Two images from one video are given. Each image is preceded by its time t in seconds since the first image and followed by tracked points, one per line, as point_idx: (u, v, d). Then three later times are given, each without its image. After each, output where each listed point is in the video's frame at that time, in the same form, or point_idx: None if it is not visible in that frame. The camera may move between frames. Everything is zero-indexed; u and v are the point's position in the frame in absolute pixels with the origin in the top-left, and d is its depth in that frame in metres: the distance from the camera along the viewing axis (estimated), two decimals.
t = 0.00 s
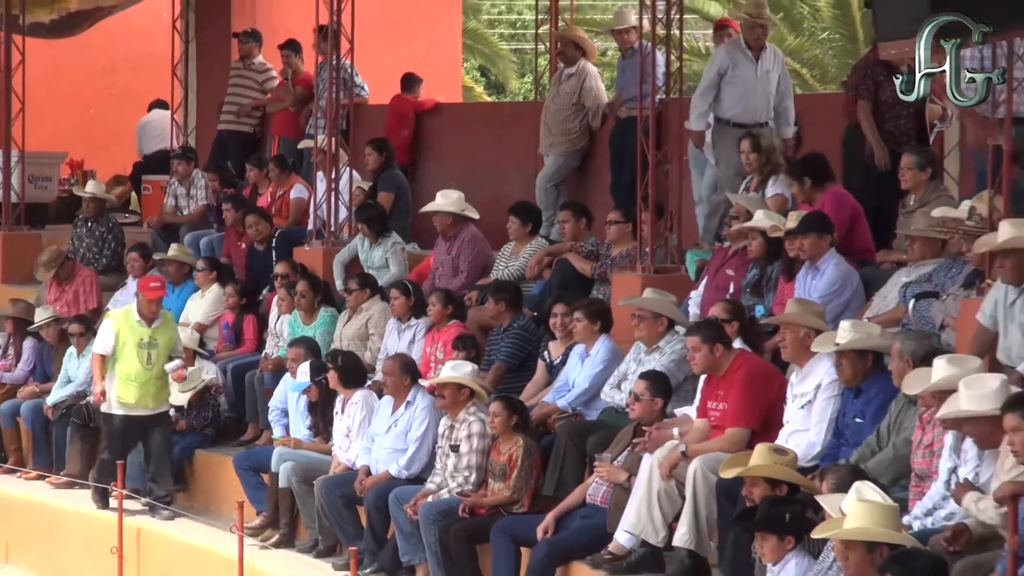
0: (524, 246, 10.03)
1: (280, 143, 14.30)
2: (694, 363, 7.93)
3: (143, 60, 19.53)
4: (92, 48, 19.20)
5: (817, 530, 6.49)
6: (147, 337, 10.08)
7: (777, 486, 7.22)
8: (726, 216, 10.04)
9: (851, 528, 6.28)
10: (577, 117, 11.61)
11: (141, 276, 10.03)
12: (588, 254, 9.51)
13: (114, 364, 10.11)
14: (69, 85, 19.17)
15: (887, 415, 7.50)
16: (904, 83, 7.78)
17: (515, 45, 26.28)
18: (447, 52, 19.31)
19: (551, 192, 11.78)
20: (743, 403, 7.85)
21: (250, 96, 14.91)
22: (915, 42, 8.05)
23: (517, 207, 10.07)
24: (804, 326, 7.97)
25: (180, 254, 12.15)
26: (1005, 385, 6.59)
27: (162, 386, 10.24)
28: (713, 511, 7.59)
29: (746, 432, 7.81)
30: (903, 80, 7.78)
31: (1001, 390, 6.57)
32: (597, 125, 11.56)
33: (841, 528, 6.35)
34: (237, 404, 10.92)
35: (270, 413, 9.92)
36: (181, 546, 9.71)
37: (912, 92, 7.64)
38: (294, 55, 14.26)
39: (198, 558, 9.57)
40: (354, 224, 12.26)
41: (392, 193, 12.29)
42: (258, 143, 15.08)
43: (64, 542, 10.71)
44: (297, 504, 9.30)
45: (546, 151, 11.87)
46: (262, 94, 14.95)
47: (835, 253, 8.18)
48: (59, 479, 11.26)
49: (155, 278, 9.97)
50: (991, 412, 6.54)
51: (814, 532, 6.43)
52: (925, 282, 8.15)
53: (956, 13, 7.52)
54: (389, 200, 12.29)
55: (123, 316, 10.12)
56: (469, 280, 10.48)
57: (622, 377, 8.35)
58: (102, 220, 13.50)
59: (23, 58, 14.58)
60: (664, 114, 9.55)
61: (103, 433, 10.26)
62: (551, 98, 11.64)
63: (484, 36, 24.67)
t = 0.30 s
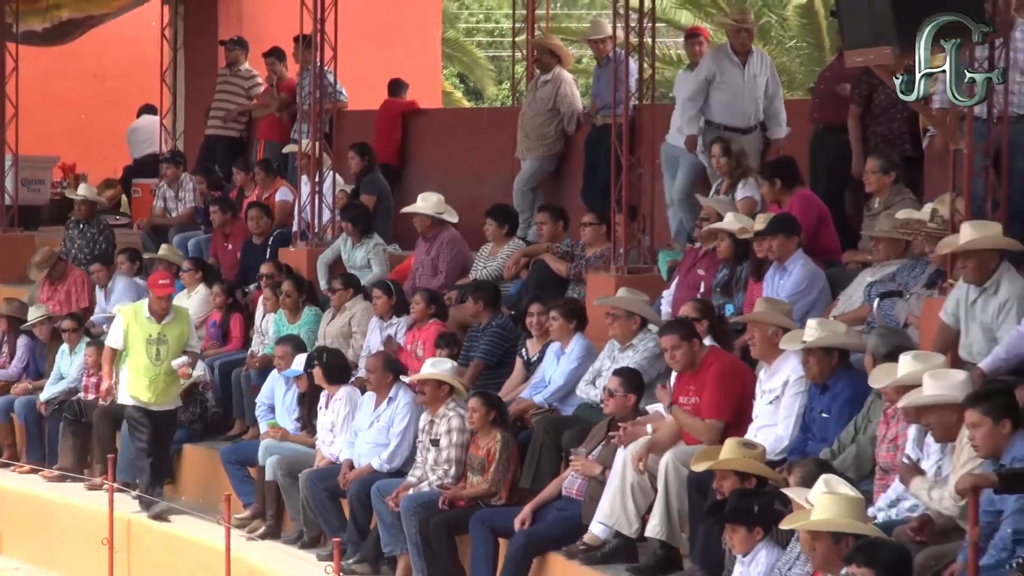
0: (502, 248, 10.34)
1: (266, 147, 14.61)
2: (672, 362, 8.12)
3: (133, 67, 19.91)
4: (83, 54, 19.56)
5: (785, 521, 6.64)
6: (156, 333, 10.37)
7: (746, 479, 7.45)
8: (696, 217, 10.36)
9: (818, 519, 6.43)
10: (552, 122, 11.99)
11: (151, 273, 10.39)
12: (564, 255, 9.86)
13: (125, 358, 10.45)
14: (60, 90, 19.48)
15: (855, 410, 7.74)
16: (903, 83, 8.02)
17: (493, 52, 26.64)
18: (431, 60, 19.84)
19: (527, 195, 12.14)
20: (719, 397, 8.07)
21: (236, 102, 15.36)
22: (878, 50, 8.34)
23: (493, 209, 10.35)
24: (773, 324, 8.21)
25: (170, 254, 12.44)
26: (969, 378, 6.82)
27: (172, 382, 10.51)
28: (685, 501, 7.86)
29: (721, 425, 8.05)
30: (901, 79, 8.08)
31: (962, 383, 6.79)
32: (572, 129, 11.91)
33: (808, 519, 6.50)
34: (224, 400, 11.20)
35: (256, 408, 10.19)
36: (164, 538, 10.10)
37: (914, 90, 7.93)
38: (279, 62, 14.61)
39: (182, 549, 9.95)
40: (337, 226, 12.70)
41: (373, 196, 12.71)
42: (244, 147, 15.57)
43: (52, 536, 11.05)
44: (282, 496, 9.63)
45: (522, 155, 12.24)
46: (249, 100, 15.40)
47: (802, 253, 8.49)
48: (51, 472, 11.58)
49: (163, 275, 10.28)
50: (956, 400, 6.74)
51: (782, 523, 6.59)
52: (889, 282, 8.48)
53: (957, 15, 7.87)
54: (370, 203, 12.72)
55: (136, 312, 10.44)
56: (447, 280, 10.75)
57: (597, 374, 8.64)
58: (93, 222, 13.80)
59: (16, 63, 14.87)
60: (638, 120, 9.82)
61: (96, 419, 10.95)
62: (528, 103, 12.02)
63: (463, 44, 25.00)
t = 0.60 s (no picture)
0: (482, 249, 10.66)
1: (254, 152, 14.88)
2: (649, 360, 8.32)
3: (126, 73, 20.74)
4: (77, 62, 20.34)
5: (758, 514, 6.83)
6: (165, 337, 10.46)
7: (719, 472, 7.66)
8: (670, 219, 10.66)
9: (789, 512, 6.61)
10: (532, 126, 12.32)
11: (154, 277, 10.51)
12: (542, 255, 10.18)
13: (136, 364, 10.52)
14: (55, 95, 20.37)
15: (824, 408, 7.94)
16: (902, 84, 8.03)
17: (473, 60, 27.04)
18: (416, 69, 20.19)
19: (507, 198, 12.48)
20: (693, 391, 8.32)
21: (226, 107, 15.64)
22: (847, 57, 8.62)
23: (473, 212, 10.68)
24: (744, 322, 8.50)
25: (163, 255, 12.70)
26: (939, 373, 7.09)
27: (183, 384, 10.60)
28: (660, 494, 8.12)
29: (693, 418, 8.30)
30: (902, 80, 8.05)
31: (931, 377, 7.06)
32: (551, 133, 12.27)
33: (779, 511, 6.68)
34: (213, 397, 11.37)
35: (247, 403, 10.55)
36: (157, 530, 10.38)
37: (914, 92, 7.92)
38: (267, 69, 14.91)
39: (174, 541, 10.23)
40: (324, 227, 13.04)
41: (358, 198, 13.02)
42: (232, 152, 15.81)
43: (47, 528, 11.34)
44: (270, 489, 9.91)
45: (502, 159, 12.55)
46: (238, 106, 15.67)
47: (773, 254, 8.79)
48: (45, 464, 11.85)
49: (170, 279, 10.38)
50: (926, 394, 7.00)
51: (754, 516, 6.78)
52: (858, 281, 8.78)
53: (955, 15, 7.81)
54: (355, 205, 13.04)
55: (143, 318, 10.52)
56: (430, 279, 11.05)
57: (574, 370, 8.92)
58: (87, 223, 14.06)
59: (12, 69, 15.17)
60: (615, 125, 10.12)
61: (89, 415, 11.50)
62: (507, 109, 12.36)
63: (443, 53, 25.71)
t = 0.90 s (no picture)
0: (466, 249, 11.13)
1: (244, 156, 15.19)
2: (622, 360, 8.68)
3: (119, 81, 21.36)
4: (71, 70, 20.93)
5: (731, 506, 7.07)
6: (184, 341, 10.56)
7: (693, 466, 7.90)
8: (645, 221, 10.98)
9: (763, 503, 6.83)
10: (512, 131, 12.69)
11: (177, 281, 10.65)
12: (522, 256, 10.66)
13: (153, 368, 10.54)
14: (50, 102, 20.95)
15: (794, 405, 8.20)
16: (903, 84, 8.30)
17: (455, 66, 27.50)
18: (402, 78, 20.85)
19: (489, 201, 12.83)
20: (664, 388, 8.63)
21: (216, 113, 15.97)
22: (816, 64, 8.90)
23: (457, 214, 11.17)
24: (718, 321, 8.79)
25: (156, 255, 12.98)
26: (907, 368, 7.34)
27: (199, 389, 10.62)
28: (636, 487, 8.40)
29: (664, 414, 8.61)
30: (902, 80, 8.33)
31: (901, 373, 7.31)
32: (531, 138, 12.64)
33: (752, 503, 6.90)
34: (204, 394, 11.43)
35: (238, 398, 10.86)
36: (151, 521, 10.68)
37: (915, 92, 8.23)
38: (256, 75, 15.21)
39: (169, 532, 10.53)
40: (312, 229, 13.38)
41: (344, 201, 13.41)
42: (223, 156, 16.12)
43: (42, 519, 11.64)
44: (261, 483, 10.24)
45: (485, 162, 12.88)
46: (228, 112, 15.98)
47: (746, 255, 9.10)
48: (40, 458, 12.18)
49: (192, 284, 10.55)
50: (895, 389, 7.25)
51: (729, 508, 7.02)
52: (827, 281, 9.06)
53: (955, 16, 8.07)
54: (342, 207, 13.40)
55: (163, 322, 10.61)
56: (414, 280, 11.45)
57: (554, 367, 9.24)
58: (82, 225, 14.47)
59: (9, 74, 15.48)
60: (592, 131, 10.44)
61: (84, 411, 11.81)
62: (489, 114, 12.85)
63: (428, 61, 26.36)
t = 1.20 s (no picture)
0: (451, 250, 11.51)
1: (236, 160, 15.51)
2: (602, 356, 8.99)
3: (115, 86, 21.73)
4: (68, 77, 21.26)
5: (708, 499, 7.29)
6: (198, 338, 11.15)
7: (671, 460, 8.17)
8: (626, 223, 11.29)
9: (738, 497, 7.05)
10: (496, 136, 13.19)
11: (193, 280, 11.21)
12: (505, 257, 11.00)
13: (170, 362, 11.19)
14: (49, 106, 21.22)
15: (767, 401, 8.49)
16: (904, 84, 8.21)
17: (441, 73, 27.94)
18: (378, 87, 21.48)
19: (473, 203, 13.29)
20: (641, 383, 8.93)
21: (209, 118, 16.26)
22: (789, 71, 9.18)
23: (444, 216, 11.57)
24: (695, 319, 9.09)
25: (151, 256, 13.29)
26: (873, 368, 7.54)
27: (212, 385, 11.19)
28: (614, 480, 8.68)
29: (639, 409, 8.90)
30: (902, 82, 8.29)
31: (868, 372, 7.52)
32: (514, 141, 13.12)
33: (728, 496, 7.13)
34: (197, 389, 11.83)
35: (229, 394, 11.11)
36: (145, 513, 10.94)
37: (916, 93, 8.19)
38: (247, 81, 15.52)
39: (163, 524, 10.79)
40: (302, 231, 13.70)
41: (334, 203, 13.75)
42: (216, 160, 16.43)
43: (39, 510, 11.92)
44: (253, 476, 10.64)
45: (469, 166, 13.37)
46: (220, 116, 16.27)
47: (723, 256, 9.42)
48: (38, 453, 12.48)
49: (206, 284, 11.11)
50: (861, 390, 7.46)
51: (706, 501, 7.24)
52: (800, 281, 9.38)
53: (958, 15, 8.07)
54: (331, 209, 13.75)
55: (179, 319, 11.22)
56: (400, 280, 11.76)
57: (535, 363, 9.57)
58: (78, 226, 14.82)
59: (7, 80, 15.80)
60: (573, 136, 10.72)
61: (81, 407, 12.10)
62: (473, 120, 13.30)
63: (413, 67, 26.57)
